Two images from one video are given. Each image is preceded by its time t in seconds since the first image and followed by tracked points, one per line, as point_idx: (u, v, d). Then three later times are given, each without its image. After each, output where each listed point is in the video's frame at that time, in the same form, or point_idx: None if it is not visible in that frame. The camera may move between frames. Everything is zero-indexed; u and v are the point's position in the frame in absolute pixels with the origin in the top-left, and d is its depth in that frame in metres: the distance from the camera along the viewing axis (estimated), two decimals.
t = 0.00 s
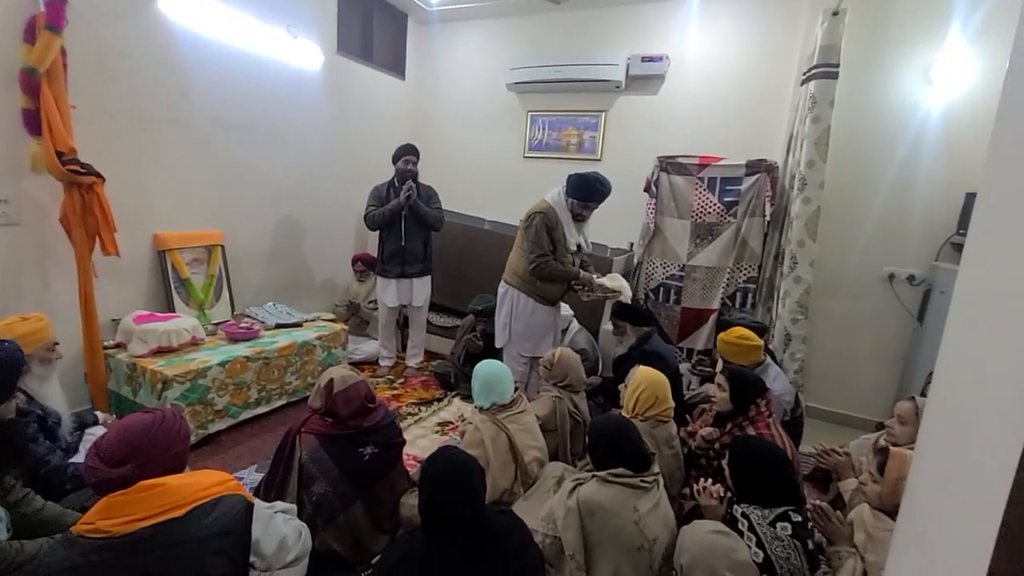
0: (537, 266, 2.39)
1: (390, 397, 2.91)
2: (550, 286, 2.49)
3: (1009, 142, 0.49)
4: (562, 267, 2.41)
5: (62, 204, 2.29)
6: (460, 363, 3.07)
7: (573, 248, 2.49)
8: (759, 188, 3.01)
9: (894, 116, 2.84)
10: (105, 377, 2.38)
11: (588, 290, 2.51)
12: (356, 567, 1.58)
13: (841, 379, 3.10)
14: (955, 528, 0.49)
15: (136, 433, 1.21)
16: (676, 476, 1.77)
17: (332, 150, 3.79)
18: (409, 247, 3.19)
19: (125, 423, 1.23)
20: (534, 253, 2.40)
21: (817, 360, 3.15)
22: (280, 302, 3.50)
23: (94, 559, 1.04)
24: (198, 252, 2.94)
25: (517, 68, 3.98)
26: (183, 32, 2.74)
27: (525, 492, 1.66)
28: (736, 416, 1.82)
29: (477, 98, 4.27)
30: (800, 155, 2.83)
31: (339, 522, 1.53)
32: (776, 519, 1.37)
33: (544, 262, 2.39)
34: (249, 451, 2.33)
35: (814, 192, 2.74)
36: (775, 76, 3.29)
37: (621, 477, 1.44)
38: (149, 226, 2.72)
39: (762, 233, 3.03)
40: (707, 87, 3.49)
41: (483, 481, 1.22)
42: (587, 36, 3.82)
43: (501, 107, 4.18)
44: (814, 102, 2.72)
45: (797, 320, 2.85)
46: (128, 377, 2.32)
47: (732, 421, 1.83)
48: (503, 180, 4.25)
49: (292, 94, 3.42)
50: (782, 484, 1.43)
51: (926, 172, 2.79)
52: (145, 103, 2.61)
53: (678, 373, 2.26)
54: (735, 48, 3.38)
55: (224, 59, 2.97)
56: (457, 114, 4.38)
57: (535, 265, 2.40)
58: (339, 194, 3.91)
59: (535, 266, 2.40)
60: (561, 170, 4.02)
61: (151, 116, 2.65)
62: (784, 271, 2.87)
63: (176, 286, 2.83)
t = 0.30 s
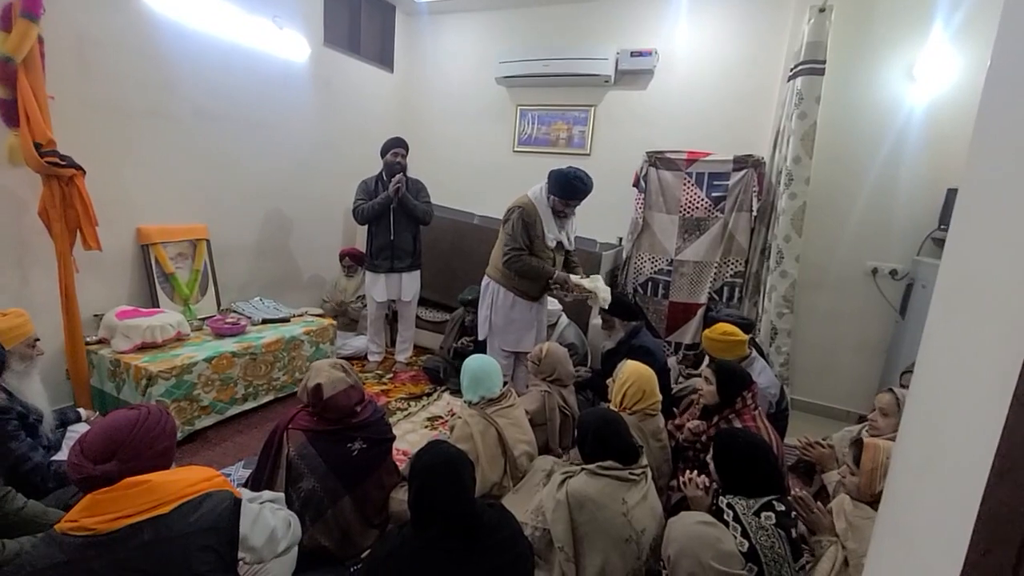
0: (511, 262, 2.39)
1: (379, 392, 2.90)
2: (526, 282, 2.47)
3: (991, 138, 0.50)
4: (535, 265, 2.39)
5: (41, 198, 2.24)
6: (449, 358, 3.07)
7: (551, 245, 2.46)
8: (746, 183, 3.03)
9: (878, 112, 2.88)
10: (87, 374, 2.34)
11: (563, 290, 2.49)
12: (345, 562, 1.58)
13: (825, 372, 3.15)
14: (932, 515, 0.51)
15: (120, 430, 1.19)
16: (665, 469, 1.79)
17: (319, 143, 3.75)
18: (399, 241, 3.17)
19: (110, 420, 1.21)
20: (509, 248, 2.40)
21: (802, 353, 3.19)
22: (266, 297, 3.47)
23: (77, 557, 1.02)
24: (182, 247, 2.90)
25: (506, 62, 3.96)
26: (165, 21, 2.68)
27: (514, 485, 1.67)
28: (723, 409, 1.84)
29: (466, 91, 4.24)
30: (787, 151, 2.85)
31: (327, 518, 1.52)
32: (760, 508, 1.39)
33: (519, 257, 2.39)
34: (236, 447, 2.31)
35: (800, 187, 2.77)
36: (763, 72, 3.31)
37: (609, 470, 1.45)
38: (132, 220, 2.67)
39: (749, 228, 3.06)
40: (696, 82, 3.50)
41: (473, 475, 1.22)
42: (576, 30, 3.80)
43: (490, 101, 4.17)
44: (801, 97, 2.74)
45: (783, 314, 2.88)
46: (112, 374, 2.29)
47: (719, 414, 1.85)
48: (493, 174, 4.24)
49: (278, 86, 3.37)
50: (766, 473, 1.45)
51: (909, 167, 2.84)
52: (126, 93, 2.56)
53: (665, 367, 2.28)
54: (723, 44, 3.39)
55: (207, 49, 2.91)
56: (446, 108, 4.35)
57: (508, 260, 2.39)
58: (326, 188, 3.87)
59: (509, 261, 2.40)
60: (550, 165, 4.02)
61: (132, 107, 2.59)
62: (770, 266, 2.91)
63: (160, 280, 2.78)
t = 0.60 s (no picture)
0: (486, 256, 2.40)
1: (365, 387, 2.89)
2: (505, 277, 2.47)
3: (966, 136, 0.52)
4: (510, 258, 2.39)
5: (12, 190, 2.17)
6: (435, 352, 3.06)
7: (529, 240, 2.45)
8: (730, 179, 3.07)
9: (858, 109, 2.92)
10: (64, 370, 2.29)
11: (541, 285, 2.47)
12: (331, 558, 1.58)
13: (805, 364, 3.21)
14: (906, 501, 0.53)
15: (97, 427, 1.16)
16: (650, 461, 1.82)
17: (302, 135, 3.69)
18: (384, 234, 3.14)
19: (88, 416, 1.19)
20: (484, 242, 2.42)
21: (783, 346, 3.25)
22: (248, 292, 3.42)
23: (54, 557, 1.00)
24: (161, 241, 2.84)
25: (492, 55, 3.94)
26: (141, 8, 2.61)
27: (501, 479, 1.68)
28: (705, 401, 1.87)
29: (451, 84, 4.21)
30: (769, 146, 2.89)
31: (313, 515, 1.51)
32: (739, 497, 1.42)
33: (493, 251, 2.40)
34: (219, 444, 2.28)
35: (782, 183, 2.80)
36: (747, 68, 3.34)
37: (595, 462, 1.46)
38: (108, 213, 2.61)
39: (732, 223, 3.10)
40: (681, 78, 3.52)
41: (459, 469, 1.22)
42: (562, 24, 3.79)
43: (475, 94, 4.14)
44: (783, 93, 2.77)
45: (765, 307, 2.93)
46: (88, 370, 2.24)
47: (702, 406, 1.88)
48: (478, 168, 4.22)
49: (259, 76, 3.30)
50: (745, 462, 1.48)
51: (887, 163, 2.89)
52: (100, 82, 2.49)
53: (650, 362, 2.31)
54: (707, 40, 3.41)
55: (185, 38, 2.84)
56: (430, 101, 4.31)
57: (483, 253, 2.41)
58: (309, 181, 3.82)
59: (484, 254, 2.41)
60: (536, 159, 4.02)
61: (107, 96, 2.52)
62: (753, 260, 2.95)
63: (138, 275, 2.73)
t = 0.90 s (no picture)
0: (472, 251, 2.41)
1: (356, 382, 2.88)
2: (490, 271, 2.47)
3: (954, 131, 0.52)
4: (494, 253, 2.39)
5: None
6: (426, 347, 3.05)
7: (514, 235, 2.44)
8: (719, 173, 3.09)
9: (846, 104, 2.95)
10: (48, 367, 2.25)
11: (527, 280, 2.46)
12: (322, 553, 1.57)
13: (793, 357, 3.25)
14: (894, 492, 0.53)
15: (82, 425, 1.15)
16: (642, 454, 1.83)
17: (290, 128, 3.65)
18: (375, 229, 3.12)
19: (73, 413, 1.17)
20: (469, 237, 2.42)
21: (771, 340, 3.29)
22: (237, 287, 3.38)
23: (40, 555, 0.99)
24: (147, 235, 2.80)
25: (482, 48, 3.92)
26: None
27: (493, 473, 1.68)
28: (695, 394, 1.89)
29: (442, 77, 4.18)
30: (759, 141, 2.90)
31: (304, 511, 1.51)
32: (723, 485, 1.43)
33: (478, 246, 2.41)
34: (208, 440, 2.26)
35: (771, 177, 2.82)
36: (737, 63, 3.35)
37: (586, 455, 1.47)
38: (92, 207, 2.56)
39: (722, 218, 3.12)
40: (671, 72, 3.53)
41: (451, 464, 1.22)
42: (553, 17, 3.78)
43: (466, 87, 4.12)
44: (773, 88, 2.78)
45: (753, 301, 2.95)
46: (73, 366, 2.21)
47: (692, 399, 1.89)
48: (469, 162, 4.20)
49: (246, 68, 3.26)
50: (729, 451, 1.50)
51: (875, 159, 2.92)
52: (82, 72, 2.43)
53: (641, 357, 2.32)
54: (697, 34, 3.42)
55: (170, 28, 2.79)
56: (420, 94, 4.28)
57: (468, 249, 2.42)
58: (298, 175, 3.78)
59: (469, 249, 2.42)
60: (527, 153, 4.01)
61: (89, 87, 2.47)
62: (742, 254, 2.97)
63: (124, 270, 2.69)
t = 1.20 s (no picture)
0: (457, 247, 2.42)
1: (347, 377, 2.87)
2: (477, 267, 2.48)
3: (943, 127, 0.52)
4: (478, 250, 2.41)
5: None
6: (417, 342, 3.05)
7: (501, 232, 2.44)
8: (710, 168, 3.10)
9: (835, 100, 2.97)
10: (32, 363, 2.22)
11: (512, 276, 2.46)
12: (314, 548, 1.57)
13: (780, 351, 3.29)
14: (884, 481, 0.54)
15: (70, 420, 1.13)
16: (634, 448, 1.84)
17: (279, 121, 3.60)
18: (365, 223, 3.10)
19: (59, 408, 1.15)
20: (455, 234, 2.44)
21: (760, 333, 3.32)
22: (225, 281, 3.35)
23: (26, 552, 0.98)
24: (133, 229, 2.75)
25: (473, 41, 3.89)
26: None
27: (485, 467, 1.69)
28: (685, 387, 1.91)
29: (433, 70, 4.15)
30: (749, 136, 2.92)
31: (295, 505, 1.51)
32: (711, 476, 1.45)
33: (462, 242, 2.43)
34: (197, 436, 2.25)
35: (760, 172, 2.84)
36: (728, 58, 3.36)
37: (577, 449, 1.48)
38: (76, 200, 2.52)
39: (712, 213, 3.14)
40: (663, 67, 3.53)
41: (442, 458, 1.22)
42: (545, 10, 3.76)
43: (457, 80, 4.09)
44: (762, 84, 2.79)
45: (742, 296, 2.98)
46: (58, 362, 2.18)
47: (682, 392, 1.91)
48: (461, 156, 4.18)
49: (233, 59, 3.21)
50: (717, 443, 1.51)
51: (863, 154, 2.96)
52: (64, 61, 2.38)
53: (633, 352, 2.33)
54: (689, 29, 3.43)
55: (156, 18, 2.74)
56: (411, 87, 4.25)
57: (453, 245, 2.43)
58: (287, 168, 3.74)
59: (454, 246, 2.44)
60: (518, 147, 4.00)
61: (71, 77, 2.42)
62: (732, 249, 2.99)
63: (109, 264, 2.65)
